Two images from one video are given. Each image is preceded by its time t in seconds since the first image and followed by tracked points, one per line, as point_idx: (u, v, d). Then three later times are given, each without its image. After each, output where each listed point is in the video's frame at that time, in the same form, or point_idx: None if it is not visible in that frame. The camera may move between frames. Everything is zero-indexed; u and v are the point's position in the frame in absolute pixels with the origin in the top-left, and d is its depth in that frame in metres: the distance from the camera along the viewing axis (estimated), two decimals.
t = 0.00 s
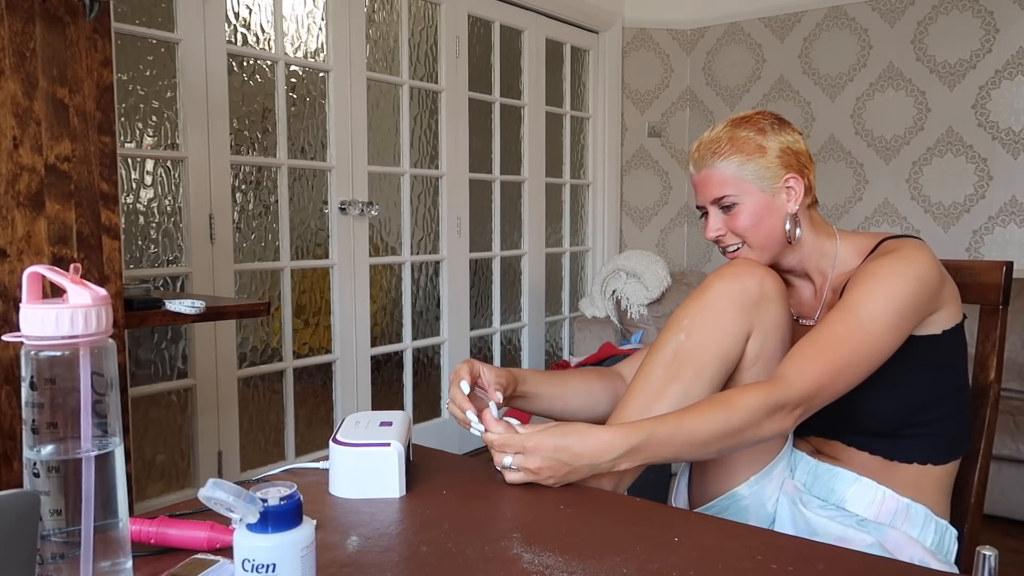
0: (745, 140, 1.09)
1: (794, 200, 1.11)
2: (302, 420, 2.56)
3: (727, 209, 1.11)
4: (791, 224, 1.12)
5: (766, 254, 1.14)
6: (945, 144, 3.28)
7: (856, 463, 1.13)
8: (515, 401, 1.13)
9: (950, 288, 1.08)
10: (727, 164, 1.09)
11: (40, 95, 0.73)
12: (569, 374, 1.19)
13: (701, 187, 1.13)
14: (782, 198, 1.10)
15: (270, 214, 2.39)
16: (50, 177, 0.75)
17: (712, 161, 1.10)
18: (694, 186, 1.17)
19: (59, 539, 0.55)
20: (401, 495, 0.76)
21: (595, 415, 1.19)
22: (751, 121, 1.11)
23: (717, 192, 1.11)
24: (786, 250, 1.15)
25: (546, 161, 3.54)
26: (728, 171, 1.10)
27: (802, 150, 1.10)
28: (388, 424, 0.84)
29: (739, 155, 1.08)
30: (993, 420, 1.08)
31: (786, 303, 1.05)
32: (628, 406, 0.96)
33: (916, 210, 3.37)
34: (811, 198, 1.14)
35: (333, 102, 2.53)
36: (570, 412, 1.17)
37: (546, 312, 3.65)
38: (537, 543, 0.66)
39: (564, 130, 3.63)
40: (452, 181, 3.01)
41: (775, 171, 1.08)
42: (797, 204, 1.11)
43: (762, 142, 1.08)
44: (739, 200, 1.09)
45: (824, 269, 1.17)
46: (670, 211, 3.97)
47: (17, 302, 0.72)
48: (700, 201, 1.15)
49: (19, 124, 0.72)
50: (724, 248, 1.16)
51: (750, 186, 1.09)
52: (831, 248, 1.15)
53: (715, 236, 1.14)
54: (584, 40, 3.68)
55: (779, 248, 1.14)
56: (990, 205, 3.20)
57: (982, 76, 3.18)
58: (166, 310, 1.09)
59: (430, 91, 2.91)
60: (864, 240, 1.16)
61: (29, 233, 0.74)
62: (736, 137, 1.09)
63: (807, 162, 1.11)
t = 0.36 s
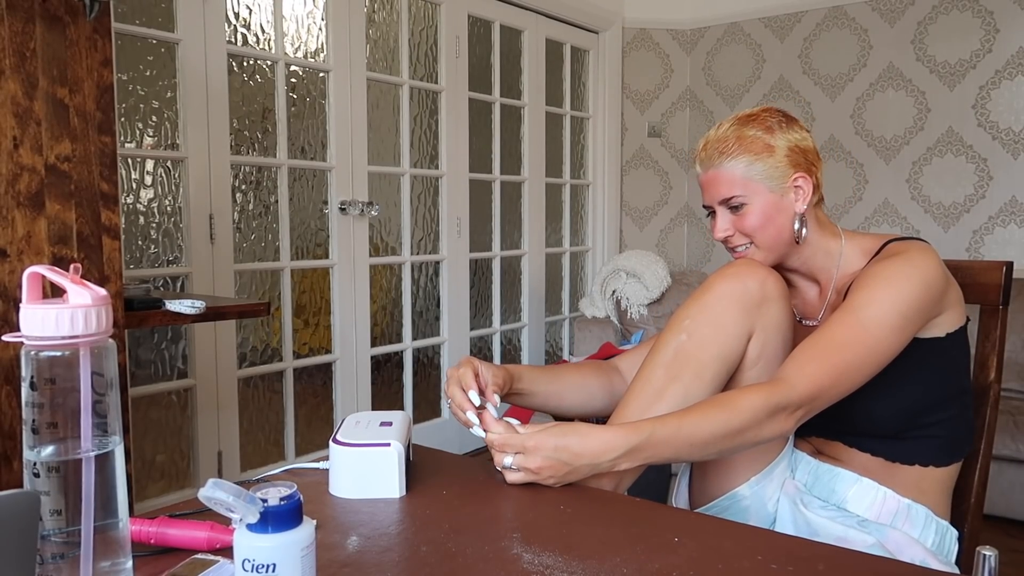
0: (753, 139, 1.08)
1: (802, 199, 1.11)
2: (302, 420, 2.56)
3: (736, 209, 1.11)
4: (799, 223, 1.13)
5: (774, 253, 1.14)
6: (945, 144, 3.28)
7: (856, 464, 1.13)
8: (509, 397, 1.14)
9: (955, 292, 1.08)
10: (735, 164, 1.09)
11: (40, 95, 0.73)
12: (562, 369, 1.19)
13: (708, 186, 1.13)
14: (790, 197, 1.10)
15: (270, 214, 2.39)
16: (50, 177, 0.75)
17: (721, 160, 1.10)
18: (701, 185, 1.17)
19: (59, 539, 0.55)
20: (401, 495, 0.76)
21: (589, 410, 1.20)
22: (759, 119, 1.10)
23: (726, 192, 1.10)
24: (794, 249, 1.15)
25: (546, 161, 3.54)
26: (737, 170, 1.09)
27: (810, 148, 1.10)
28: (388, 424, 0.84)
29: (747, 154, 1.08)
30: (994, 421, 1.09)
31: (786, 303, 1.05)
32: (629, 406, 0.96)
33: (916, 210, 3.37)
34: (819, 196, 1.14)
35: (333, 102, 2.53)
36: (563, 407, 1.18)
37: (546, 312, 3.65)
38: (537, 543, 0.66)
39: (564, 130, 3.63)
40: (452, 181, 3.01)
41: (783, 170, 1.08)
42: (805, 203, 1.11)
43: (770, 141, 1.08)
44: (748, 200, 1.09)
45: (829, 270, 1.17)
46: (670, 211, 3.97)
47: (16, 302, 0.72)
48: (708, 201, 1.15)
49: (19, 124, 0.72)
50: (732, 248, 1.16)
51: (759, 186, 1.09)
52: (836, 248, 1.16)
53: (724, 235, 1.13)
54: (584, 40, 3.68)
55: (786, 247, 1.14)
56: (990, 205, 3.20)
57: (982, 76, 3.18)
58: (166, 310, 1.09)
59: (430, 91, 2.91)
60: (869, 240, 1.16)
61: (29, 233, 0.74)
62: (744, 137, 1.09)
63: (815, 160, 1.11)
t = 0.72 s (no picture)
0: (753, 139, 1.08)
1: (803, 198, 1.11)
2: (302, 420, 2.57)
3: (738, 210, 1.11)
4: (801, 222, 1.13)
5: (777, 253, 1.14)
6: (945, 144, 3.28)
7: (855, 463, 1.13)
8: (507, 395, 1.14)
9: (955, 293, 1.08)
10: (735, 165, 1.09)
11: (40, 95, 0.73)
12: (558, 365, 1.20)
13: (709, 188, 1.13)
14: (791, 196, 1.10)
15: (270, 214, 2.39)
16: (50, 177, 0.75)
17: (721, 162, 1.10)
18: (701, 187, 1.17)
19: (59, 539, 0.55)
20: (401, 495, 0.76)
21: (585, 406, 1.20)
22: (758, 120, 1.10)
23: (727, 193, 1.10)
24: (796, 249, 1.15)
25: (546, 161, 3.54)
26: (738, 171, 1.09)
27: (810, 147, 1.10)
28: (388, 424, 0.84)
29: (747, 155, 1.08)
30: (994, 421, 1.09)
31: (787, 303, 1.05)
32: (629, 407, 0.96)
33: (916, 210, 3.37)
34: (819, 195, 1.14)
35: (333, 102, 2.54)
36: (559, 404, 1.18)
37: (546, 312, 3.65)
38: (537, 543, 0.66)
39: (564, 130, 3.63)
40: (452, 181, 3.01)
41: (784, 170, 1.08)
42: (806, 202, 1.11)
43: (770, 141, 1.08)
44: (749, 201, 1.09)
45: (829, 270, 1.17)
46: (670, 211, 3.97)
47: (16, 301, 0.72)
48: (709, 202, 1.15)
49: (19, 124, 0.72)
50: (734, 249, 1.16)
51: (760, 186, 1.09)
52: (836, 248, 1.16)
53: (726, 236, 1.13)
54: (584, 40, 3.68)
55: (788, 246, 1.14)
56: (990, 205, 3.20)
57: (982, 76, 3.18)
58: (166, 310, 1.09)
59: (430, 91, 2.91)
60: (870, 241, 1.16)
61: (30, 233, 0.74)
62: (744, 137, 1.08)
63: (815, 158, 1.11)
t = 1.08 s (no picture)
0: (757, 138, 1.08)
1: (808, 197, 1.11)
2: (302, 420, 2.56)
3: (742, 209, 1.11)
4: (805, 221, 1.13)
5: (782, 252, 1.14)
6: (945, 144, 3.28)
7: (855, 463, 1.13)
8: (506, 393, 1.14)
9: (956, 295, 1.08)
10: (739, 164, 1.09)
11: (40, 95, 0.73)
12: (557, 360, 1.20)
13: (713, 187, 1.13)
14: (796, 195, 1.10)
15: (270, 214, 2.39)
16: (50, 177, 0.75)
17: (725, 161, 1.10)
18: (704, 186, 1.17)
19: (59, 539, 0.55)
20: (400, 494, 0.77)
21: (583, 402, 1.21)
22: (761, 118, 1.10)
23: (731, 193, 1.10)
24: (801, 248, 1.15)
25: (546, 161, 3.54)
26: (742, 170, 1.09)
27: (813, 146, 1.10)
28: (388, 424, 0.84)
29: (752, 154, 1.08)
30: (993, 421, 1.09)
31: (786, 303, 1.05)
32: (629, 407, 0.96)
33: (916, 210, 3.37)
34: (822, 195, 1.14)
35: (334, 102, 2.53)
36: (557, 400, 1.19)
37: (546, 312, 3.65)
38: (537, 542, 0.66)
39: (564, 130, 3.63)
40: (452, 182, 3.01)
41: (789, 169, 1.08)
42: (811, 201, 1.11)
43: (774, 140, 1.08)
44: (754, 200, 1.09)
45: (832, 270, 1.17)
46: (670, 211, 3.97)
47: (16, 302, 0.72)
48: (713, 201, 1.15)
49: (19, 124, 0.72)
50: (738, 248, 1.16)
51: (765, 186, 1.09)
52: (839, 247, 1.16)
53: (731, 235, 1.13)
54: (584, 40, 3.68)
55: (793, 245, 1.14)
56: (990, 205, 3.20)
57: (982, 76, 3.18)
58: (166, 310, 1.09)
59: (430, 91, 2.91)
60: (872, 241, 1.16)
61: (30, 233, 0.74)
62: (748, 136, 1.08)
63: (819, 157, 1.11)
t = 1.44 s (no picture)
0: (778, 116, 1.14)
1: (813, 185, 1.17)
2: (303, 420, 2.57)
3: (758, 175, 1.12)
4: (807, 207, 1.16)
5: (785, 230, 1.14)
6: (945, 144, 3.28)
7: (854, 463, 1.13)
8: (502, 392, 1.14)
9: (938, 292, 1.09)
10: (761, 132, 1.13)
11: (40, 96, 0.87)
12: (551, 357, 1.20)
13: (726, 155, 1.15)
14: (806, 177, 1.15)
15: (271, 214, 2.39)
16: (51, 177, 0.90)
17: (745, 128, 1.13)
18: (710, 161, 1.18)
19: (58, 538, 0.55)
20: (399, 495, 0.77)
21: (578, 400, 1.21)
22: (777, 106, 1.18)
23: (749, 157, 1.12)
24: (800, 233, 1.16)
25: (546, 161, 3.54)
26: (760, 138, 1.13)
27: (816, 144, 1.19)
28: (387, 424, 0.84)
29: (772, 127, 1.13)
30: (993, 419, 1.07)
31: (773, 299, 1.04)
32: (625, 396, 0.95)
33: (916, 210, 3.37)
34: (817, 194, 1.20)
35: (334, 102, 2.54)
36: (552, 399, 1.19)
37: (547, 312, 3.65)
38: (535, 542, 0.66)
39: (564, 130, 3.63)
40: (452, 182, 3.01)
41: (802, 150, 1.14)
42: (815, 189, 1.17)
43: (791, 122, 1.15)
44: (771, 166, 1.12)
45: (815, 268, 1.16)
46: (671, 211, 3.98)
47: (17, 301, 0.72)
48: (722, 169, 1.15)
49: (19, 124, 0.86)
50: (740, 224, 1.15)
51: (782, 156, 1.13)
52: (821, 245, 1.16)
53: (742, 200, 1.13)
54: (584, 40, 3.68)
55: (795, 227, 1.15)
56: (990, 205, 3.20)
57: (982, 76, 3.18)
58: (167, 310, 1.09)
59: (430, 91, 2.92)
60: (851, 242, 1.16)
61: (29, 232, 0.88)
62: (769, 112, 1.14)
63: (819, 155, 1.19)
